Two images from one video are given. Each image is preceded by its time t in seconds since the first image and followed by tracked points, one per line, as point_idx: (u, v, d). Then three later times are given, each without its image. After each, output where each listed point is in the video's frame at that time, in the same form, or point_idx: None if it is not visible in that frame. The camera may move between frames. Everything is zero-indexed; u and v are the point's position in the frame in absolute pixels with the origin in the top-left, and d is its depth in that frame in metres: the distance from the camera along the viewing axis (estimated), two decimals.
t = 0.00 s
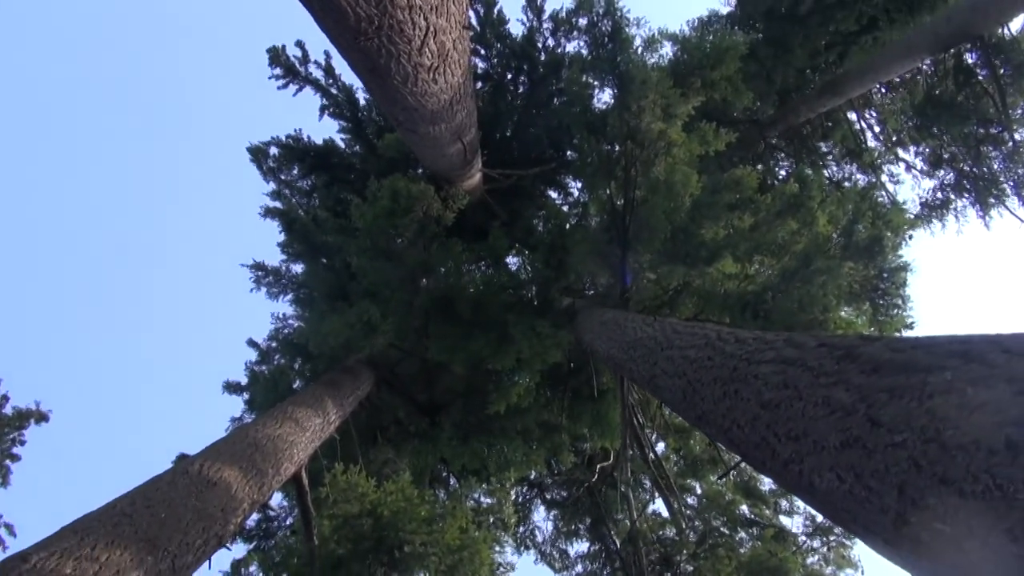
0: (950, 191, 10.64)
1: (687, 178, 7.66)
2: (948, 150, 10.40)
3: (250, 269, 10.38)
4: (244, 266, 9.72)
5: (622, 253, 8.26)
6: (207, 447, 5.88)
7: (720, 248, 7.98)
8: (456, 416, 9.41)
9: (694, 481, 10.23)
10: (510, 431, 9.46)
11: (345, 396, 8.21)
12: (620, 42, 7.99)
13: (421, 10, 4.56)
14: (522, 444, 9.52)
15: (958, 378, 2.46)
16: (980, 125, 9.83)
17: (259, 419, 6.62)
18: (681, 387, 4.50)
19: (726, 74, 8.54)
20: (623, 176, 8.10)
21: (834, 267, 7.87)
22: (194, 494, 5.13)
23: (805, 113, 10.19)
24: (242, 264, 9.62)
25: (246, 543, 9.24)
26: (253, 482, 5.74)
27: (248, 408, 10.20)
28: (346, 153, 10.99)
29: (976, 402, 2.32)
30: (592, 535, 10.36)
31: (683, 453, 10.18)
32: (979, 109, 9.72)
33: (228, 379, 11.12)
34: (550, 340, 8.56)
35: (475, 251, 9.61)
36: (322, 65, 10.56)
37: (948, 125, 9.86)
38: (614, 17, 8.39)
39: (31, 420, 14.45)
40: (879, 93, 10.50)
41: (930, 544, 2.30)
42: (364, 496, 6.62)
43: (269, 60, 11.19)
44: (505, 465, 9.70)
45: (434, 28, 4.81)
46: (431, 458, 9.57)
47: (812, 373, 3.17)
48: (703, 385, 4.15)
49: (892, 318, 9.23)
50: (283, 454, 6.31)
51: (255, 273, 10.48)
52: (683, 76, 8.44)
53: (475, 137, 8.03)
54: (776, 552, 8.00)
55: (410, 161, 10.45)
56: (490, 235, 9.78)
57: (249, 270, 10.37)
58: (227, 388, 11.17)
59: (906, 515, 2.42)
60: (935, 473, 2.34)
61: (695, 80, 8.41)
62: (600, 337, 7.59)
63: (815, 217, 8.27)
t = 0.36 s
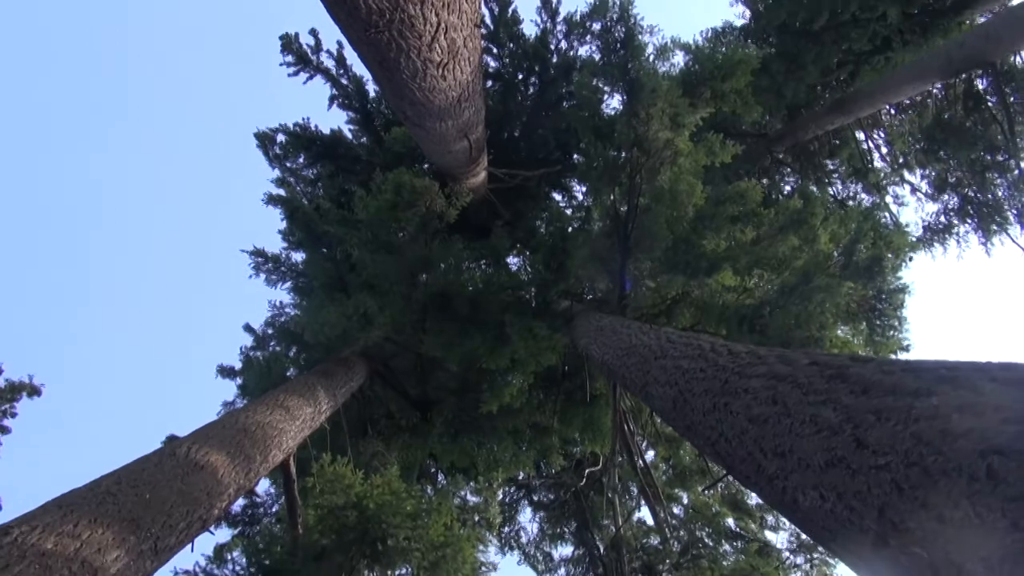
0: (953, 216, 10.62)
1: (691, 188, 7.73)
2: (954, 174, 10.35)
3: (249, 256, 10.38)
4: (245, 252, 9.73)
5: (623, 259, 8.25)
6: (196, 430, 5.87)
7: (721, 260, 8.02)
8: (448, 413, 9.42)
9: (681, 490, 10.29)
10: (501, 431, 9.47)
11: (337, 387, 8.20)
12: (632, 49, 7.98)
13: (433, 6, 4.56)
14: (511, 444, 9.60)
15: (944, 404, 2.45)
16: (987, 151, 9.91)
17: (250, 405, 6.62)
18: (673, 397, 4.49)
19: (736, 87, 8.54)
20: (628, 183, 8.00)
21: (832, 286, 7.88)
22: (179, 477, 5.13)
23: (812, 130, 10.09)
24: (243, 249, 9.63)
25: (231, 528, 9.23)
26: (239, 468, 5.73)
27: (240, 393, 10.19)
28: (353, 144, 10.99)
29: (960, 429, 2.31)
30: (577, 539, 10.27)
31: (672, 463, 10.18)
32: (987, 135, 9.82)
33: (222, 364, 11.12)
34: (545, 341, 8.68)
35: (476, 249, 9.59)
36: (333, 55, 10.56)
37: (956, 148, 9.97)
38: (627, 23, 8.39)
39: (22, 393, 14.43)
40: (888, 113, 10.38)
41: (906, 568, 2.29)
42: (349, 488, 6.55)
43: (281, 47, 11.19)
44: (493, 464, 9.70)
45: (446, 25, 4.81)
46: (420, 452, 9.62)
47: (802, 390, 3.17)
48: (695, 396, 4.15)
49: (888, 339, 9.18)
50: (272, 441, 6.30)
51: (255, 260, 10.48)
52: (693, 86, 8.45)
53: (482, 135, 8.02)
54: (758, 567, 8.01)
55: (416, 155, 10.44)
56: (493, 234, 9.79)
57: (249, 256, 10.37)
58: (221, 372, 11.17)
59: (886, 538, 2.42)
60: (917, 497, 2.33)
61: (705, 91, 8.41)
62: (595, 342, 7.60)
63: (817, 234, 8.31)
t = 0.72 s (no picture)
0: (954, 245, 10.66)
1: (695, 200, 7.73)
2: (958, 203, 10.39)
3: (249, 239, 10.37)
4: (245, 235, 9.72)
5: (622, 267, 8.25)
6: (183, 411, 5.87)
7: (720, 274, 8.07)
8: (438, 409, 9.42)
9: (664, 502, 10.24)
10: (489, 431, 9.48)
11: (328, 376, 8.19)
12: (645, 57, 7.98)
13: (447, 2, 4.56)
14: (499, 444, 9.57)
15: (926, 434, 2.45)
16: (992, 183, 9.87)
17: (240, 388, 6.61)
18: (661, 408, 4.49)
19: (746, 102, 8.54)
20: (632, 192, 7.93)
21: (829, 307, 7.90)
22: (163, 456, 5.12)
23: (820, 149, 10.10)
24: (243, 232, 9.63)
25: (213, 510, 9.23)
26: (225, 451, 5.72)
27: (231, 376, 10.19)
28: (361, 135, 10.99)
29: (940, 460, 2.31)
30: (559, 543, 10.37)
31: (659, 472, 10.19)
32: (993, 166, 9.74)
33: (215, 345, 11.11)
34: (540, 344, 8.75)
35: (476, 247, 9.59)
36: (347, 44, 10.56)
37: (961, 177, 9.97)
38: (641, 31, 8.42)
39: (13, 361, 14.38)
40: (897, 139, 10.45)
41: None
42: (334, 478, 6.63)
43: (295, 33, 11.18)
44: (480, 463, 9.70)
45: (458, 22, 4.81)
46: (408, 447, 9.56)
47: (788, 411, 3.16)
48: (682, 409, 4.15)
49: (882, 363, 9.18)
50: (259, 426, 6.29)
51: (254, 244, 10.47)
52: (703, 99, 8.46)
53: (489, 134, 8.02)
54: None
55: (422, 149, 10.44)
56: (494, 233, 9.79)
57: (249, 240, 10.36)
58: (213, 354, 11.17)
59: (859, 564, 2.43)
60: (892, 526, 2.34)
61: (715, 104, 8.42)
62: (588, 348, 7.61)
63: (817, 254, 8.31)
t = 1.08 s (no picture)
0: (952, 269, 10.65)
1: (696, 212, 7.76)
2: (958, 229, 10.39)
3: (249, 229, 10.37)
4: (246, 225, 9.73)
5: (620, 275, 8.25)
6: (173, 397, 5.86)
7: (717, 287, 8.11)
8: (429, 408, 9.42)
9: (651, 511, 10.27)
10: (479, 432, 9.48)
11: (321, 369, 8.18)
12: (653, 67, 7.98)
13: (457, 3, 4.56)
14: (488, 446, 9.59)
15: (910, 459, 2.45)
16: (993, 210, 9.90)
17: (231, 377, 6.61)
18: (651, 419, 4.49)
19: (752, 117, 8.55)
20: (634, 201, 7.98)
21: (824, 326, 7.91)
22: (150, 442, 5.11)
23: (823, 168, 10.11)
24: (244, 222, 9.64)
25: (199, 497, 9.22)
26: (213, 439, 5.71)
27: (224, 363, 10.18)
28: (366, 129, 10.99)
29: (922, 486, 2.30)
30: (542, 548, 10.35)
31: (647, 482, 10.20)
32: (995, 193, 9.75)
33: (209, 333, 11.09)
34: (534, 348, 8.76)
35: (475, 248, 9.59)
36: (357, 38, 10.56)
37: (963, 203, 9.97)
38: (652, 41, 8.42)
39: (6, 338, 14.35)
40: (901, 161, 10.47)
41: None
42: (320, 473, 6.50)
43: (306, 24, 11.18)
44: (467, 463, 9.69)
45: (467, 23, 4.81)
46: (397, 445, 9.54)
47: (775, 428, 3.16)
48: (672, 420, 4.15)
49: (874, 385, 9.19)
50: (249, 416, 6.28)
51: (254, 233, 10.47)
52: (709, 112, 8.47)
53: (494, 135, 8.02)
54: None
55: (427, 147, 10.44)
56: (494, 235, 9.80)
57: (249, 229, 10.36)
58: (207, 341, 11.16)
59: None
60: (871, 549, 2.34)
61: (721, 117, 8.42)
62: (582, 355, 7.61)
63: (815, 272, 8.36)
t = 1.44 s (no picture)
0: (950, 295, 10.66)
1: (697, 225, 7.77)
2: (958, 255, 10.41)
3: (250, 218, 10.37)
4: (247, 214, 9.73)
5: (619, 283, 8.23)
6: (164, 382, 5.85)
7: (713, 301, 8.21)
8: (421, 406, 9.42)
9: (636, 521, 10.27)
10: (469, 433, 9.47)
11: (315, 362, 8.17)
12: (662, 78, 7.98)
13: (468, 3, 4.56)
14: (477, 448, 9.58)
15: (894, 484, 2.45)
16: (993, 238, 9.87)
17: (223, 365, 6.60)
18: (640, 429, 4.49)
19: (758, 133, 8.56)
20: (636, 211, 7.92)
21: (818, 345, 7.91)
22: (138, 426, 5.10)
23: (826, 187, 10.13)
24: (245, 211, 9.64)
25: (186, 484, 9.21)
26: (201, 427, 5.70)
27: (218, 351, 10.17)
28: (373, 125, 10.99)
29: (904, 511, 2.30)
30: (526, 553, 10.35)
31: (634, 492, 10.20)
32: (996, 222, 9.67)
33: (205, 320, 11.09)
34: (528, 352, 8.60)
35: (475, 249, 9.60)
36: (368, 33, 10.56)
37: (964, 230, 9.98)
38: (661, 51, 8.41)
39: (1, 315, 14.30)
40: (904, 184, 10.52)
41: None
42: (307, 466, 6.54)
43: (317, 17, 11.19)
44: (456, 464, 9.68)
45: (477, 25, 4.81)
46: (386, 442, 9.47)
47: (762, 445, 3.16)
48: (660, 432, 4.15)
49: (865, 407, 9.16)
50: (239, 405, 6.27)
51: (255, 223, 10.47)
52: (715, 125, 8.48)
53: (499, 137, 8.02)
54: None
55: (432, 146, 10.44)
56: (494, 237, 9.80)
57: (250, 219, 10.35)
58: (202, 328, 11.15)
59: None
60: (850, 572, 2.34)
61: (727, 131, 8.42)
62: (575, 361, 7.61)
63: (812, 291, 8.35)
